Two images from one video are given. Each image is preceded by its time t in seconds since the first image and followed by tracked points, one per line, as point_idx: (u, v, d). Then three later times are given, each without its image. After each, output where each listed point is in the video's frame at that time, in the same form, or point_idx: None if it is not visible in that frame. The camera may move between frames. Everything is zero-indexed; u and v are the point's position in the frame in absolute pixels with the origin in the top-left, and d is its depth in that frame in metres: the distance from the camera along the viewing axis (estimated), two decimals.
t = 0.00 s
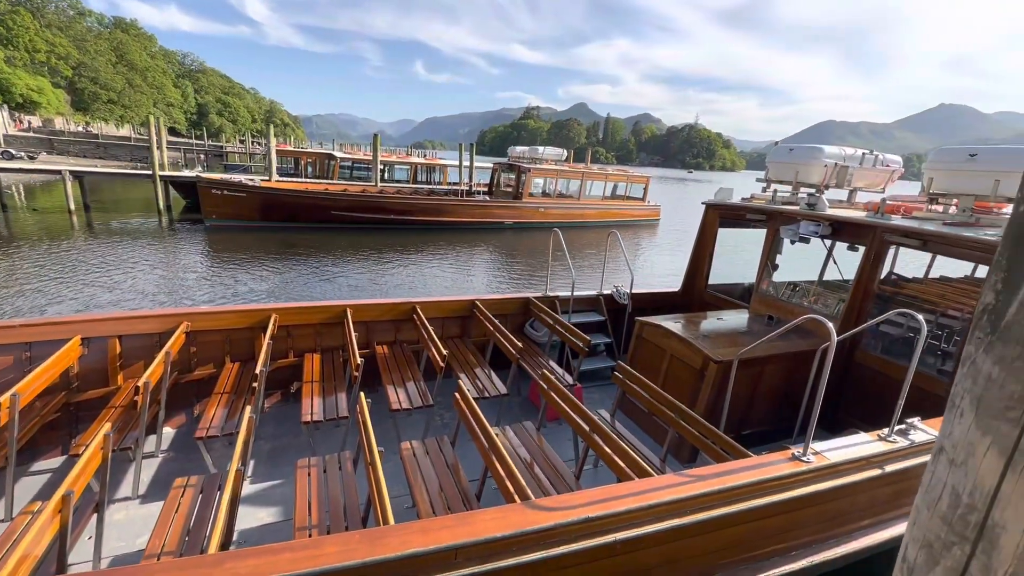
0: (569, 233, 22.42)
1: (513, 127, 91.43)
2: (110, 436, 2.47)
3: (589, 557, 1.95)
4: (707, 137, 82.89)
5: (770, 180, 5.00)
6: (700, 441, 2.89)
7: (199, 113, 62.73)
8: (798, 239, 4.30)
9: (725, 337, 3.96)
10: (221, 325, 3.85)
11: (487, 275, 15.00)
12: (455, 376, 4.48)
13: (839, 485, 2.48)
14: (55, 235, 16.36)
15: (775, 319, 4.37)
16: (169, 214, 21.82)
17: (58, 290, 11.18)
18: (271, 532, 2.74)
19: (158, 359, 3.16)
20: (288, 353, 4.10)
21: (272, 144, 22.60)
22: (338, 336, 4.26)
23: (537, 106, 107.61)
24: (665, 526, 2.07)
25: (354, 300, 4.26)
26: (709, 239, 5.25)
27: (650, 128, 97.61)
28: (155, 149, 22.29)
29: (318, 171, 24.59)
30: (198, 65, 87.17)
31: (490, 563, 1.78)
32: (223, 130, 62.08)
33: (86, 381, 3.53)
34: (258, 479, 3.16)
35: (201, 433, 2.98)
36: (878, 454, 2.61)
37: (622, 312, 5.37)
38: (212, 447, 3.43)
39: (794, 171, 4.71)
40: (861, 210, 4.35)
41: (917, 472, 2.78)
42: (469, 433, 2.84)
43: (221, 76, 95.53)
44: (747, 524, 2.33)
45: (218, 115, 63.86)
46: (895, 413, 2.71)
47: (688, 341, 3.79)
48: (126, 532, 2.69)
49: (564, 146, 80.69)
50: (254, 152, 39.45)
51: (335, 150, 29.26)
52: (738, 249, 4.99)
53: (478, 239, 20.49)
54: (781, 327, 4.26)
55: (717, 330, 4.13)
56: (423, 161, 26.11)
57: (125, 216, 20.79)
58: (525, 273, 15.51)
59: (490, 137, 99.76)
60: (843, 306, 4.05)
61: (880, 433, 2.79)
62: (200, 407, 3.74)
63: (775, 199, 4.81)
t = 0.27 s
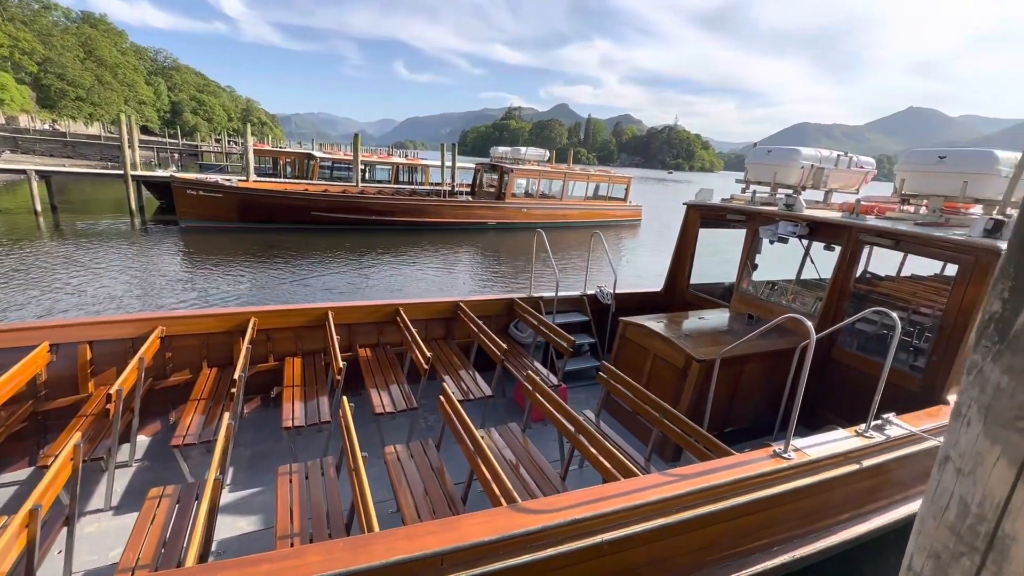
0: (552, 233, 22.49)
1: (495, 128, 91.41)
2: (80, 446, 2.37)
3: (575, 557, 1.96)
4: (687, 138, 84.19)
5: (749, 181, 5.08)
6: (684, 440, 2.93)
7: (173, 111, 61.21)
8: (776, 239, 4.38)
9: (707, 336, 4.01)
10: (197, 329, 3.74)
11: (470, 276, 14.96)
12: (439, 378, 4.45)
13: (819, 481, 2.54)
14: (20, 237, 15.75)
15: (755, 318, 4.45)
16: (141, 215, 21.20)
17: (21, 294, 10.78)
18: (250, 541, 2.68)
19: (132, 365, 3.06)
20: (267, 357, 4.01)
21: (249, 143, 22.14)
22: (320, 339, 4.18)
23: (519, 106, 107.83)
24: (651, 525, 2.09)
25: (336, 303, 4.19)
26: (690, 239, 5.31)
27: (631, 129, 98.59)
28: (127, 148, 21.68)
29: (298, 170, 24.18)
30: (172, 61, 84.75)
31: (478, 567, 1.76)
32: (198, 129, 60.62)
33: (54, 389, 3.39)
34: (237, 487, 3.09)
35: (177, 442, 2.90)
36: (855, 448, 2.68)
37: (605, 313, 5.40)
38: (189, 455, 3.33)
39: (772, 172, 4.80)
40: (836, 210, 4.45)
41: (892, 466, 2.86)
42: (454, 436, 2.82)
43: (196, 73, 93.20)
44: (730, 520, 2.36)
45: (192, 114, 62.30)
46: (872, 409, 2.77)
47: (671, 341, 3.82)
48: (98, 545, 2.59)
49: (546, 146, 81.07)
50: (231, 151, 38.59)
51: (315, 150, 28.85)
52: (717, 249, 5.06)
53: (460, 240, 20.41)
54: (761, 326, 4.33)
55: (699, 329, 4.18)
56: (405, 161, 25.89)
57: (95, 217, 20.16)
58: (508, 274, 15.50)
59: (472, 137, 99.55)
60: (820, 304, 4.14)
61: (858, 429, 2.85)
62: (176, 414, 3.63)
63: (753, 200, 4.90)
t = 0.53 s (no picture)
0: (534, 234, 22.50)
1: (476, 128, 91.20)
2: (47, 460, 2.26)
3: (565, 563, 1.95)
4: (666, 139, 85.36)
5: (729, 182, 5.14)
6: (670, 441, 2.94)
7: (144, 109, 59.38)
8: (756, 239, 4.45)
9: (690, 336, 4.04)
10: (172, 335, 3.61)
11: (453, 278, 14.87)
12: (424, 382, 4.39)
13: (802, 479, 2.59)
14: None
15: (737, 318, 4.50)
16: (110, 216, 20.47)
17: None
18: (229, 555, 2.58)
19: (102, 373, 2.92)
20: (245, 363, 3.90)
21: (224, 142, 21.59)
22: (301, 344, 4.09)
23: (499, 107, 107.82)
24: (638, 529, 2.09)
25: (317, 307, 4.10)
26: (672, 240, 5.36)
27: (611, 130, 99.49)
28: (95, 148, 20.93)
29: (275, 171, 23.68)
30: (141, 57, 82.04)
31: None
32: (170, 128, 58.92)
33: (17, 400, 3.23)
34: (214, 499, 2.99)
35: (150, 453, 2.78)
36: (837, 446, 2.73)
37: (588, 313, 5.41)
38: (163, 467, 3.20)
39: (751, 173, 4.88)
40: (814, 211, 4.54)
41: (869, 462, 2.94)
42: (439, 442, 2.78)
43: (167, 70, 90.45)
44: (716, 521, 2.38)
45: (164, 112, 60.50)
46: (852, 407, 2.82)
47: (655, 341, 3.84)
48: (67, 563, 2.48)
49: (527, 147, 81.23)
50: (204, 151, 37.55)
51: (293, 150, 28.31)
52: (699, 250, 5.12)
53: (442, 240, 20.27)
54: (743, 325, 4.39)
55: (682, 329, 4.21)
56: (385, 161, 25.58)
57: (61, 219, 19.40)
58: (491, 275, 15.48)
59: (453, 137, 99.14)
60: (800, 303, 4.21)
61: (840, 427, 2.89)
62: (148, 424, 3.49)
63: (734, 201, 4.96)
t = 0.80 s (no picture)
0: (518, 235, 22.51)
1: (457, 129, 90.88)
2: (14, 478, 2.14)
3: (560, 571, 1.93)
4: (646, 141, 86.45)
5: (712, 184, 5.20)
6: (659, 442, 2.94)
7: (113, 108, 57.60)
8: (740, 240, 4.52)
9: (677, 337, 4.07)
10: (148, 343, 3.49)
11: (437, 281, 14.79)
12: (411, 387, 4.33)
13: (789, 478, 2.63)
14: None
15: (722, 318, 4.56)
16: (80, 218, 19.77)
17: None
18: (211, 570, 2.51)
19: (74, 384, 2.80)
20: (225, 371, 3.79)
21: (199, 142, 21.05)
22: (283, 350, 3.99)
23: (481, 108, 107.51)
24: (631, 533, 2.09)
25: (300, 312, 4.01)
26: (656, 241, 5.40)
27: (592, 131, 100.25)
28: (62, 147, 20.21)
29: (252, 171, 23.20)
30: (111, 53, 79.27)
31: None
32: (141, 127, 57.26)
33: None
34: (195, 512, 2.89)
35: (126, 467, 2.67)
36: (823, 445, 2.78)
37: (574, 315, 5.42)
38: (139, 480, 3.08)
39: (732, 176, 4.95)
40: (794, 213, 4.62)
41: (853, 459, 3.00)
42: (428, 449, 2.73)
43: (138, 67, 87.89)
44: (707, 522, 2.40)
45: (136, 111, 58.81)
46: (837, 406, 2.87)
47: (642, 342, 3.86)
48: None
49: (509, 148, 81.27)
50: (178, 150, 36.55)
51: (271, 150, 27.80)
52: (683, 250, 5.16)
53: (426, 242, 20.14)
54: (727, 326, 4.45)
55: (669, 331, 4.23)
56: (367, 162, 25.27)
57: (26, 222, 18.67)
58: (476, 277, 15.43)
59: (434, 138, 98.61)
60: (782, 303, 4.28)
61: (825, 426, 2.94)
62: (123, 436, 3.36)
63: (717, 203, 5.02)
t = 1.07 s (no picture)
0: (502, 237, 22.49)
1: (439, 130, 90.51)
2: None
3: None
4: (626, 143, 87.55)
5: (698, 185, 5.27)
6: (655, 441, 2.97)
7: (83, 108, 55.80)
8: (727, 242, 4.61)
9: (668, 337, 4.12)
10: (131, 350, 3.38)
11: (422, 284, 14.68)
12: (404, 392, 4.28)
13: (783, 474, 2.68)
14: None
15: (711, 318, 4.62)
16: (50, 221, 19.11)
17: None
18: None
19: (56, 395, 2.69)
20: (212, 377, 3.70)
21: (175, 143, 20.54)
22: (272, 355, 3.92)
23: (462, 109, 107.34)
24: (633, 535, 2.11)
25: (289, 317, 3.94)
26: (644, 242, 5.46)
27: (574, 133, 100.87)
28: (30, 149, 19.50)
29: (231, 173, 22.73)
30: (79, 50, 76.66)
31: None
32: (112, 127, 55.55)
33: None
34: (186, 523, 2.82)
35: (112, 479, 2.59)
36: (814, 442, 2.85)
37: (564, 317, 5.44)
38: (126, 492, 2.99)
39: (719, 179, 5.03)
40: (779, 214, 4.72)
41: (843, 454, 3.08)
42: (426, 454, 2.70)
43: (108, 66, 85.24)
44: (705, 520, 2.44)
45: (107, 111, 57.07)
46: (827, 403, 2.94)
47: (635, 343, 3.89)
48: None
49: (491, 150, 81.27)
50: (153, 152, 35.56)
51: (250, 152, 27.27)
52: (671, 251, 5.23)
53: (410, 244, 20.00)
54: (716, 325, 4.52)
55: (660, 331, 4.27)
56: (349, 163, 25.00)
57: None
58: (461, 280, 15.38)
59: (415, 139, 97.97)
60: (769, 303, 4.37)
61: (816, 422, 3.00)
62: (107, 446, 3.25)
63: (704, 205, 5.10)
